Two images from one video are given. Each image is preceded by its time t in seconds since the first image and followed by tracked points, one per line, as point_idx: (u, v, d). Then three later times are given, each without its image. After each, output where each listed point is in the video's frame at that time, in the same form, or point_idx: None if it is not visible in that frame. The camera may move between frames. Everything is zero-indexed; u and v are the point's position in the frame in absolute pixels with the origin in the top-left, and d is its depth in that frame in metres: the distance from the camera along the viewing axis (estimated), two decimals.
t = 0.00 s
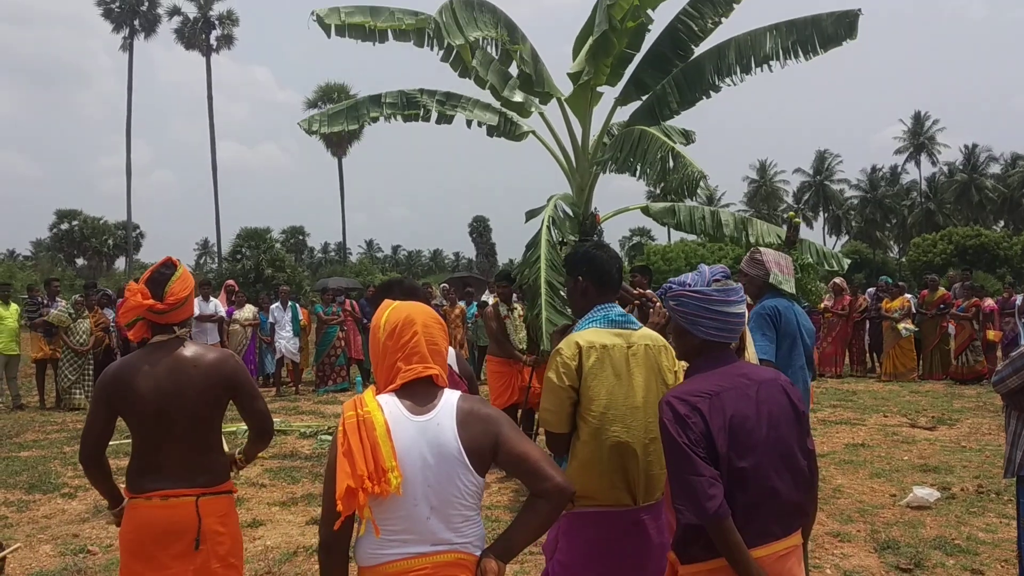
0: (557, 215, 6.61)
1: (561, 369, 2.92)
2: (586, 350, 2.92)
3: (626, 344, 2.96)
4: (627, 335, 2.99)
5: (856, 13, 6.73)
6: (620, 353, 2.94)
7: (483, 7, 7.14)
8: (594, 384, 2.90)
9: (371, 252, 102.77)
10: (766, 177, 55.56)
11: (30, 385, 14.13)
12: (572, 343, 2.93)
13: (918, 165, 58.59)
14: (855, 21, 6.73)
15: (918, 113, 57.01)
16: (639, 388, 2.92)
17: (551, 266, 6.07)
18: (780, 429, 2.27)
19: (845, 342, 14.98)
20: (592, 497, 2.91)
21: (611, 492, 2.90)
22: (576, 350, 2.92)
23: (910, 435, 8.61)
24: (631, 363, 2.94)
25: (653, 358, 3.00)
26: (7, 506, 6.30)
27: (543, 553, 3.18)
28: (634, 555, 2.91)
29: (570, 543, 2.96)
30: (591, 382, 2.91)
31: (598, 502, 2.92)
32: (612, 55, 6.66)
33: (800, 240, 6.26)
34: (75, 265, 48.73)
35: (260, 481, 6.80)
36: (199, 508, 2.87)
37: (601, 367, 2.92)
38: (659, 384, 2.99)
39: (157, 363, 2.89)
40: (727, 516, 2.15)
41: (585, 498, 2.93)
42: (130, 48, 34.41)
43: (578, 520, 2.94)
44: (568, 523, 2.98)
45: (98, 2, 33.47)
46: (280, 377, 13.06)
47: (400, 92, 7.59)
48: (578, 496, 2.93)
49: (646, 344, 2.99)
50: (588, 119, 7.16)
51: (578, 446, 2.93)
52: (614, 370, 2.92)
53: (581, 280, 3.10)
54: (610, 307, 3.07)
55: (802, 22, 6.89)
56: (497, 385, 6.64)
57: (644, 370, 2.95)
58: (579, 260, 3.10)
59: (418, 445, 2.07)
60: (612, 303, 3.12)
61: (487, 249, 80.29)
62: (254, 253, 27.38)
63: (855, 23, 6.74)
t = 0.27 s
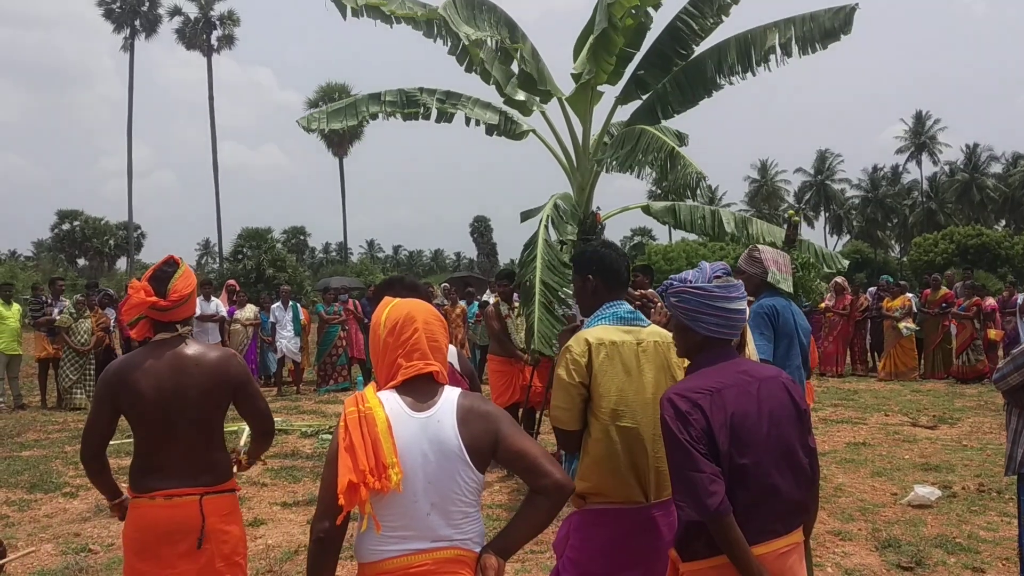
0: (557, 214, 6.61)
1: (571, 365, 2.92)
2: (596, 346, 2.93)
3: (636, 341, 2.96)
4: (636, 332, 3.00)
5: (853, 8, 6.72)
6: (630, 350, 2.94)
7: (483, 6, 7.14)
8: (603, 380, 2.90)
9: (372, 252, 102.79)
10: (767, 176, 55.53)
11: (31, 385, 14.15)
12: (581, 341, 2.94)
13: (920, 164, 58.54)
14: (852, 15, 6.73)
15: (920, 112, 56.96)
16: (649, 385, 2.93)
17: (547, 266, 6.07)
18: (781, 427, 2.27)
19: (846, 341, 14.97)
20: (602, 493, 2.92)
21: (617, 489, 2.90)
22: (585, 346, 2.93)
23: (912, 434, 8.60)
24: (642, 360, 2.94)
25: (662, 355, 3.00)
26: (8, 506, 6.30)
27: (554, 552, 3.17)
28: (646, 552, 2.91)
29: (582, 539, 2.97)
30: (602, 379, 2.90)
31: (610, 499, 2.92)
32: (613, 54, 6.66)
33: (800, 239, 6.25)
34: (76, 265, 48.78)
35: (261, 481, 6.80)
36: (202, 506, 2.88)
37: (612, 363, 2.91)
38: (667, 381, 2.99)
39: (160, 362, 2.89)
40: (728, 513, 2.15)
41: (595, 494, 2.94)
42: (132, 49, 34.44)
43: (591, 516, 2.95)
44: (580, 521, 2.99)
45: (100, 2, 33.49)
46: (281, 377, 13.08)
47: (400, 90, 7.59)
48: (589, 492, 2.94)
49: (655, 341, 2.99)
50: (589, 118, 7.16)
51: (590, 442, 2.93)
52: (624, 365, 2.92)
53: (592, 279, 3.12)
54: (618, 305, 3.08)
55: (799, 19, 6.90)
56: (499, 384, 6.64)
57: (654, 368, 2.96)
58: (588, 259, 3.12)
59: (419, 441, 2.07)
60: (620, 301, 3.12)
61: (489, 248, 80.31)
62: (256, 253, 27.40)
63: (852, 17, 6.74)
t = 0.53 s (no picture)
0: (555, 214, 6.62)
1: (576, 361, 2.93)
2: (600, 345, 2.93)
3: (640, 339, 2.97)
4: (640, 330, 3.00)
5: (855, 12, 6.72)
6: (634, 348, 2.95)
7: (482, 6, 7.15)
8: (606, 378, 2.91)
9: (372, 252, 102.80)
10: (768, 176, 55.52)
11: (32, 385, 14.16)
12: (586, 339, 2.95)
13: (920, 164, 58.53)
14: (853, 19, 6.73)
15: (920, 112, 56.95)
16: (652, 384, 2.94)
17: (544, 267, 6.09)
18: (781, 425, 2.27)
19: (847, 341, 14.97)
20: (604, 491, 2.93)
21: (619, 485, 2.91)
22: (590, 343, 2.94)
23: (912, 433, 8.61)
24: (645, 358, 2.96)
25: (665, 354, 3.01)
26: (10, 505, 6.31)
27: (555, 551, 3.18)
28: (647, 550, 2.92)
29: (583, 538, 2.98)
30: (605, 377, 2.91)
31: (612, 497, 2.93)
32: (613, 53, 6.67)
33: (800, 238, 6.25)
34: (77, 265, 48.82)
35: (262, 480, 6.82)
36: (203, 506, 2.88)
37: (615, 362, 2.93)
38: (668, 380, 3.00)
39: (160, 361, 2.90)
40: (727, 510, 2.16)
41: (598, 493, 2.95)
42: (132, 49, 34.47)
43: (593, 514, 2.96)
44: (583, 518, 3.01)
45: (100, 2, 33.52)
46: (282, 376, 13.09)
47: (401, 86, 7.61)
48: (592, 489, 2.95)
49: (658, 339, 3.00)
50: (590, 117, 7.17)
51: (594, 440, 2.94)
52: (627, 363, 2.93)
53: (598, 279, 3.13)
54: (622, 303, 3.09)
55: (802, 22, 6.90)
56: (499, 383, 6.65)
57: (657, 366, 2.96)
58: (590, 257, 3.13)
59: (417, 439, 2.08)
60: (624, 300, 3.13)
61: (489, 248, 80.33)
62: (256, 253, 27.42)
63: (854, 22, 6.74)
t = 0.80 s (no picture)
0: (554, 215, 6.62)
1: (572, 362, 2.93)
2: (597, 345, 2.93)
3: (638, 339, 2.97)
4: (639, 330, 3.00)
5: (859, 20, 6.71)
6: (632, 348, 2.95)
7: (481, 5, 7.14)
8: (604, 378, 2.91)
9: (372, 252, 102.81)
10: (768, 176, 55.53)
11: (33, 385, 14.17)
12: (584, 338, 2.95)
13: (921, 164, 58.52)
14: (857, 28, 6.72)
15: (921, 112, 56.96)
16: (649, 384, 2.93)
17: (542, 269, 6.08)
18: (780, 425, 2.27)
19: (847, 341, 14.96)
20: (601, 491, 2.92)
21: (615, 485, 2.91)
22: (587, 344, 2.94)
23: (912, 434, 8.60)
24: (643, 358, 2.95)
25: (663, 354, 3.00)
26: (9, 505, 6.32)
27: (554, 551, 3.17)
28: (645, 548, 2.91)
29: (581, 537, 2.97)
30: (602, 377, 2.91)
31: (610, 497, 2.93)
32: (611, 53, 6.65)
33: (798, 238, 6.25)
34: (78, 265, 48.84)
35: (262, 480, 6.82)
36: (201, 507, 2.88)
37: (612, 362, 2.92)
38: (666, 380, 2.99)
39: (159, 361, 2.90)
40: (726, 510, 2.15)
41: (595, 492, 2.95)
42: (132, 49, 34.49)
43: (591, 514, 2.96)
44: (580, 518, 3.00)
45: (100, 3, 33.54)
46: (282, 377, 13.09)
47: (400, 83, 7.60)
48: (589, 489, 2.95)
49: (657, 339, 3.00)
50: (589, 117, 7.16)
51: (592, 439, 2.94)
52: (625, 363, 2.93)
53: (597, 278, 3.13)
54: (620, 303, 3.09)
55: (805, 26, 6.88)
56: (499, 384, 6.65)
57: (655, 366, 2.96)
58: (590, 258, 3.13)
59: (412, 440, 2.08)
60: (623, 299, 3.13)
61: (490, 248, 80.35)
62: (257, 253, 27.42)
63: (858, 30, 6.73)
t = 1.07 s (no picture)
0: (553, 216, 6.62)
1: (565, 365, 2.94)
2: (590, 347, 2.93)
3: (630, 341, 2.97)
4: (631, 332, 3.00)
5: (862, 24, 6.70)
6: (624, 350, 2.94)
7: (479, 7, 7.15)
8: (597, 381, 2.91)
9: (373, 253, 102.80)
10: (769, 177, 55.52)
11: (33, 386, 14.16)
12: (576, 341, 2.95)
13: (921, 164, 58.51)
14: (861, 30, 6.71)
15: (921, 112, 56.94)
16: (643, 386, 2.93)
17: (541, 270, 6.08)
18: (778, 427, 2.26)
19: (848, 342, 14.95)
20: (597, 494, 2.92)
21: (611, 487, 2.90)
22: (580, 346, 2.94)
23: (912, 434, 8.60)
24: (636, 360, 2.95)
25: (657, 356, 3.00)
26: (9, 506, 6.31)
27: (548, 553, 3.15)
28: (639, 549, 2.90)
29: (575, 539, 2.96)
30: (594, 379, 2.91)
31: (604, 498, 2.92)
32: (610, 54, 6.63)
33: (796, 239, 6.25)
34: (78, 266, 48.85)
35: (262, 481, 6.81)
36: (199, 509, 2.88)
37: (606, 364, 2.92)
38: (660, 382, 2.98)
39: (157, 362, 2.89)
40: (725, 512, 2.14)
41: (589, 494, 2.94)
42: (132, 49, 34.49)
43: (584, 515, 2.95)
44: (574, 520, 2.99)
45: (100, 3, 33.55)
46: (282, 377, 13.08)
47: (400, 83, 7.60)
48: (582, 491, 2.95)
49: (649, 341, 2.99)
50: (588, 118, 7.16)
51: (587, 442, 2.93)
52: (617, 365, 2.93)
53: (591, 279, 3.13)
54: (612, 305, 3.09)
55: (807, 28, 6.87)
56: (498, 385, 6.65)
57: (648, 368, 2.95)
58: (583, 260, 3.14)
59: (407, 443, 2.07)
60: (613, 301, 3.13)
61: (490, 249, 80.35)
62: (257, 254, 27.42)
63: (860, 33, 6.72)
